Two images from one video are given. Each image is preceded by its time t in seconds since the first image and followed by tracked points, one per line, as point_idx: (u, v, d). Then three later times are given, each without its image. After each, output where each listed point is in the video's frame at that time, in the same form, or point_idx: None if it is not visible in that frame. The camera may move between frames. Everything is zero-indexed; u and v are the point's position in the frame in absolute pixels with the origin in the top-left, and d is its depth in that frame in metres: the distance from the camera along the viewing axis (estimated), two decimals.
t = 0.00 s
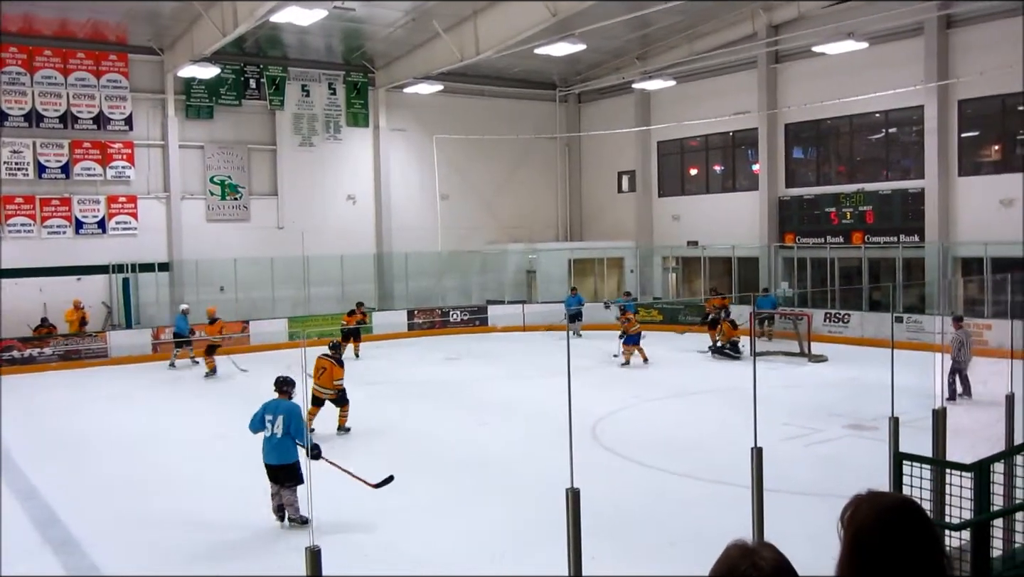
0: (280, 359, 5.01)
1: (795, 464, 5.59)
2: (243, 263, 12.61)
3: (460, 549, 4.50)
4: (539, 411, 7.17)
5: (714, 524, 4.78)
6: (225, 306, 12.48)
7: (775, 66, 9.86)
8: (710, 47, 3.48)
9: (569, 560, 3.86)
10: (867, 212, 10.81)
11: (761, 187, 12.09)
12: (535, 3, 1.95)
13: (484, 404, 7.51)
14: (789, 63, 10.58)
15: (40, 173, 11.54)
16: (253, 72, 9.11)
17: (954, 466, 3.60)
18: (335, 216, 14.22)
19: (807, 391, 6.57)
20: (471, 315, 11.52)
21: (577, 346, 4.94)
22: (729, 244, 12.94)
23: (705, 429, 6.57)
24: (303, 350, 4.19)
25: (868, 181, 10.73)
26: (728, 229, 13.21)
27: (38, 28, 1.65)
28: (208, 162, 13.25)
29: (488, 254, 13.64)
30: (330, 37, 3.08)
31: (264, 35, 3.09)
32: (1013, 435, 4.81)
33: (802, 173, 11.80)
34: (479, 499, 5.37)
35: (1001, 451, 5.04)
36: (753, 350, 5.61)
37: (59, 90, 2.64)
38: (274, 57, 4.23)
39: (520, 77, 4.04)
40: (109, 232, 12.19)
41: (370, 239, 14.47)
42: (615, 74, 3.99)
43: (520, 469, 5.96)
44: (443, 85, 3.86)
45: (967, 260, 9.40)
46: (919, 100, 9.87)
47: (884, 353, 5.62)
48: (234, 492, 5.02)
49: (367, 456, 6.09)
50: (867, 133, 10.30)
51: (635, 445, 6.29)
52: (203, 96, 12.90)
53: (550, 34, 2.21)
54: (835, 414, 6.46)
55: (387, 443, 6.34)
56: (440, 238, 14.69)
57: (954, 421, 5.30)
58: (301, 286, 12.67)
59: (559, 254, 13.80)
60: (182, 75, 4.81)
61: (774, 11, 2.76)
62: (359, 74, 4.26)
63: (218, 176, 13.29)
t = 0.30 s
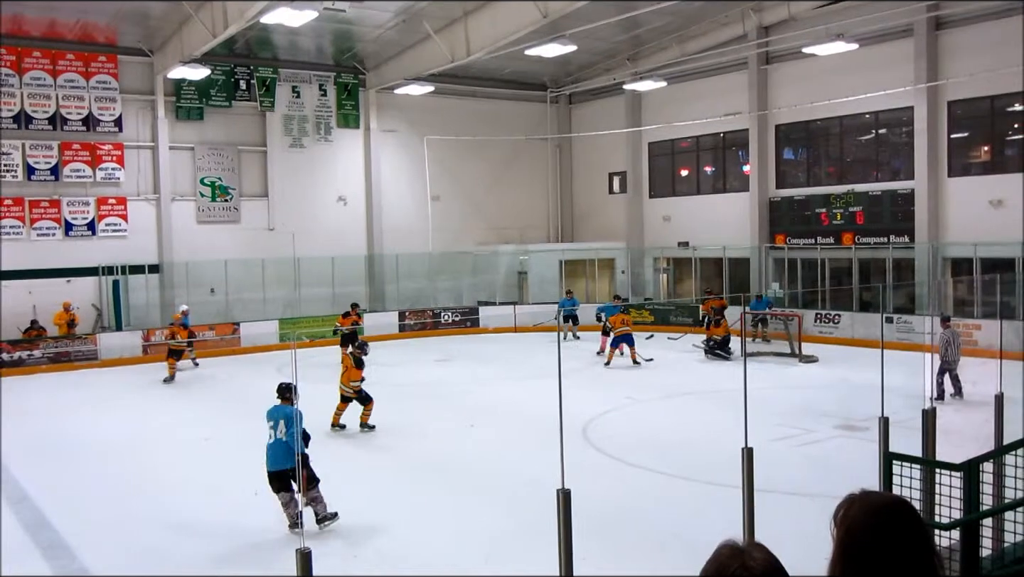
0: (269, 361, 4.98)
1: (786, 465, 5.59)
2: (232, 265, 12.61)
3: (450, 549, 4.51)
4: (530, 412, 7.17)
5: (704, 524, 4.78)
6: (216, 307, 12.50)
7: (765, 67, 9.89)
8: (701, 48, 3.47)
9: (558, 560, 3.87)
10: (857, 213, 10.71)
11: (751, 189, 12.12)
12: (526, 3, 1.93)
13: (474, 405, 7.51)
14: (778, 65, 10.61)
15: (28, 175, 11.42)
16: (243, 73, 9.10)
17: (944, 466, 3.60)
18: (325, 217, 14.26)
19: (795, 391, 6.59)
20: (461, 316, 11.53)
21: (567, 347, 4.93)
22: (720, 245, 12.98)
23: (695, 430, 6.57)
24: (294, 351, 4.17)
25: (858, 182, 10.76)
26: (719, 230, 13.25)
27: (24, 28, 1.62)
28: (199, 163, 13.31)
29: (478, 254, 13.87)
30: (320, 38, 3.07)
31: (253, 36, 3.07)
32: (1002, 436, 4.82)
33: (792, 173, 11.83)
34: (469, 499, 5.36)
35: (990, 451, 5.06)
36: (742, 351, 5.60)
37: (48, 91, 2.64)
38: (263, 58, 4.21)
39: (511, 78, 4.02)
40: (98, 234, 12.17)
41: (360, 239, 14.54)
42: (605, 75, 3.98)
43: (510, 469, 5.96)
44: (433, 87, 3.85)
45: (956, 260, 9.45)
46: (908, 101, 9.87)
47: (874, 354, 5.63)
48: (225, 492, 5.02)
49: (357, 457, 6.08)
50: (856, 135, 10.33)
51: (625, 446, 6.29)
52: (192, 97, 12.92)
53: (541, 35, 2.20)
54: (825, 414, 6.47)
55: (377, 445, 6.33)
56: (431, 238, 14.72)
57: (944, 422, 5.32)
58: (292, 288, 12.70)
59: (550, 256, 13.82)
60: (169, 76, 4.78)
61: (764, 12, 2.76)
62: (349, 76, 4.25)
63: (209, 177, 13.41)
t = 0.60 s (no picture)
0: (255, 362, 4.97)
1: (773, 465, 5.62)
2: (217, 266, 12.62)
3: (437, 550, 4.51)
4: (516, 412, 7.18)
5: (688, 524, 4.80)
6: (201, 308, 12.62)
7: (750, 69, 9.92)
8: (688, 49, 3.47)
9: (544, 561, 3.87)
10: (843, 214, 10.47)
11: (737, 191, 12.17)
12: (513, 3, 1.93)
13: (461, 404, 7.52)
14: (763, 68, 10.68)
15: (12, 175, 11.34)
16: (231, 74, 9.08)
17: (927, 466, 3.62)
18: (312, 217, 14.31)
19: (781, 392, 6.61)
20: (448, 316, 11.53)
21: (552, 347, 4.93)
22: (706, 246, 13.03)
23: (681, 430, 6.59)
24: (278, 352, 4.14)
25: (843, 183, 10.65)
26: (706, 231, 13.27)
27: (9, 28, 1.59)
28: (184, 163, 13.40)
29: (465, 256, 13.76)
30: (308, 38, 3.06)
31: (240, 36, 3.06)
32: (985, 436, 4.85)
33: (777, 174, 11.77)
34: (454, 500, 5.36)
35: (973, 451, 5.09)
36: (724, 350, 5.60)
37: (35, 91, 2.64)
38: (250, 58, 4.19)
39: (499, 79, 4.02)
40: (83, 234, 12.19)
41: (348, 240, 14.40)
42: (593, 76, 3.98)
43: (497, 470, 5.96)
44: (421, 87, 3.84)
45: (940, 262, 9.50)
46: (894, 103, 9.88)
47: (859, 355, 5.64)
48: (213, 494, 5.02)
49: (343, 456, 6.08)
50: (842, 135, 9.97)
51: (611, 446, 6.31)
52: (178, 97, 13.00)
53: (529, 36, 2.19)
54: (811, 414, 6.50)
55: (364, 445, 6.33)
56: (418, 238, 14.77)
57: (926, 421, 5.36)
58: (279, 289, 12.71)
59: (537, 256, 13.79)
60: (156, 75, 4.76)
61: (753, 13, 2.75)
62: (336, 76, 4.23)
63: (195, 177, 13.45)
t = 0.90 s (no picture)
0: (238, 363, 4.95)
1: (757, 465, 5.63)
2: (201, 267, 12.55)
3: (420, 551, 4.49)
4: (500, 413, 7.18)
5: (671, 524, 4.80)
6: (184, 308, 12.71)
7: (735, 70, 9.94)
8: (673, 50, 3.48)
9: (528, 561, 3.87)
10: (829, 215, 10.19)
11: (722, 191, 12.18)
12: (498, 4, 1.93)
13: (446, 404, 7.52)
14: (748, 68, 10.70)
15: None
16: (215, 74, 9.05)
17: (910, 465, 3.64)
18: (296, 217, 14.25)
19: (763, 391, 6.63)
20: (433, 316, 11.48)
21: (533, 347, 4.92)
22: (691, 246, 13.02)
23: (665, 430, 6.61)
24: (261, 354, 4.11)
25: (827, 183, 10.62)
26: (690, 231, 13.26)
27: None
28: (168, 163, 13.22)
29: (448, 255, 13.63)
30: (292, 38, 3.05)
31: (224, 36, 3.05)
32: (966, 435, 4.87)
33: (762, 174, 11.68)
34: (438, 500, 5.36)
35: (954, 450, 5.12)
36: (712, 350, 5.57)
37: (16, 90, 2.62)
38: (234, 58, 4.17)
39: (484, 79, 4.01)
40: (66, 235, 12.03)
41: (331, 241, 14.53)
42: (578, 77, 3.98)
43: (480, 471, 5.95)
44: (406, 88, 3.84)
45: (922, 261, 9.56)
46: (878, 104, 9.90)
47: (841, 355, 5.66)
48: (196, 497, 5.00)
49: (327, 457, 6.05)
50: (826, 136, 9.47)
51: (595, 446, 6.32)
52: (162, 97, 12.94)
53: (515, 35, 2.19)
54: (795, 414, 6.52)
55: (348, 446, 6.32)
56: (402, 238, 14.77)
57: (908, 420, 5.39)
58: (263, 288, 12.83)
59: (522, 256, 13.77)
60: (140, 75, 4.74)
61: (737, 14, 2.76)
62: (321, 77, 4.21)
63: (178, 178, 13.32)
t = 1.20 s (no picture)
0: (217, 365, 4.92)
1: (738, 463, 5.64)
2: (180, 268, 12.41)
3: (402, 551, 4.48)
4: (482, 413, 7.17)
5: (653, 524, 4.81)
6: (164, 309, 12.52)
7: (717, 70, 9.95)
8: (654, 50, 3.48)
9: (510, 562, 3.86)
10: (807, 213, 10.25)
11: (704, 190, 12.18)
12: (479, 4, 1.93)
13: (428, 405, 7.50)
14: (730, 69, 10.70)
15: None
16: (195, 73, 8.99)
17: (889, 463, 3.66)
18: (278, 217, 14.17)
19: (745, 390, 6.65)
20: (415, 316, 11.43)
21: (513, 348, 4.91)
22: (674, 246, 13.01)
23: (647, 430, 6.62)
24: (241, 354, 4.09)
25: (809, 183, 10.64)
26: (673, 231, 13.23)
27: None
28: (148, 164, 13.30)
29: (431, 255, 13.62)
30: (272, 37, 3.04)
31: (204, 35, 3.03)
32: (945, 433, 4.90)
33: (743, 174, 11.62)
34: (420, 501, 5.34)
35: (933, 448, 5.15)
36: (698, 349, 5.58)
37: None
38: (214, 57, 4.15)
39: (466, 79, 4.01)
40: (43, 235, 12.00)
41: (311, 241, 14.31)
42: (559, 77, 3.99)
43: (462, 471, 5.94)
44: (387, 88, 3.83)
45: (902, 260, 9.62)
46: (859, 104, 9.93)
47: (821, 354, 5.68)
48: (173, 501, 4.96)
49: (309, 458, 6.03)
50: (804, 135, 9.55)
51: (577, 446, 6.32)
52: (141, 97, 12.84)
53: (496, 36, 2.19)
54: (776, 413, 6.54)
55: (329, 446, 6.29)
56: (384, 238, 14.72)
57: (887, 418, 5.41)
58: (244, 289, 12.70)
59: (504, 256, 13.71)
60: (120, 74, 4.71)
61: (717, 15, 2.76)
62: (302, 76, 4.20)
63: (158, 178, 13.34)
